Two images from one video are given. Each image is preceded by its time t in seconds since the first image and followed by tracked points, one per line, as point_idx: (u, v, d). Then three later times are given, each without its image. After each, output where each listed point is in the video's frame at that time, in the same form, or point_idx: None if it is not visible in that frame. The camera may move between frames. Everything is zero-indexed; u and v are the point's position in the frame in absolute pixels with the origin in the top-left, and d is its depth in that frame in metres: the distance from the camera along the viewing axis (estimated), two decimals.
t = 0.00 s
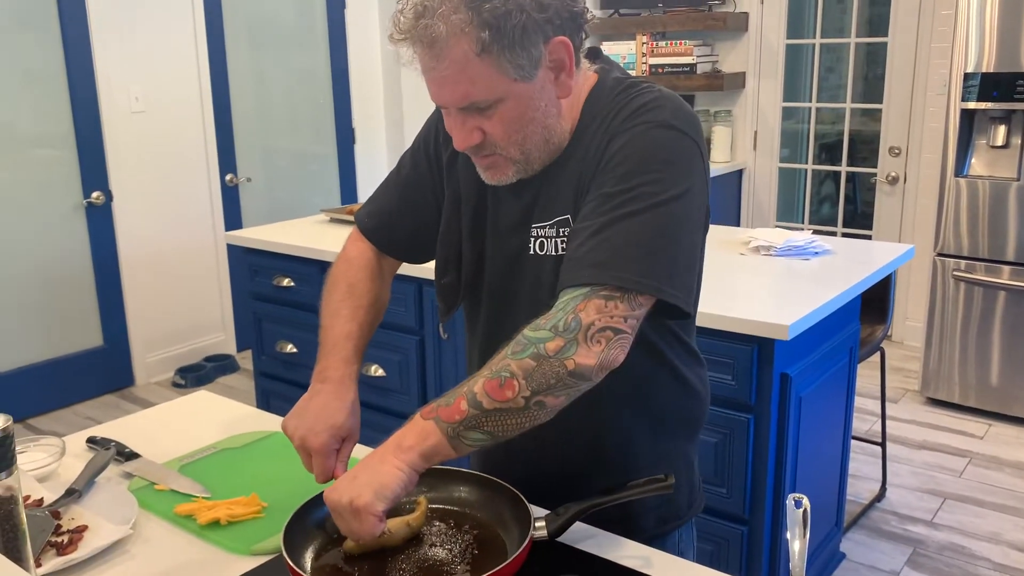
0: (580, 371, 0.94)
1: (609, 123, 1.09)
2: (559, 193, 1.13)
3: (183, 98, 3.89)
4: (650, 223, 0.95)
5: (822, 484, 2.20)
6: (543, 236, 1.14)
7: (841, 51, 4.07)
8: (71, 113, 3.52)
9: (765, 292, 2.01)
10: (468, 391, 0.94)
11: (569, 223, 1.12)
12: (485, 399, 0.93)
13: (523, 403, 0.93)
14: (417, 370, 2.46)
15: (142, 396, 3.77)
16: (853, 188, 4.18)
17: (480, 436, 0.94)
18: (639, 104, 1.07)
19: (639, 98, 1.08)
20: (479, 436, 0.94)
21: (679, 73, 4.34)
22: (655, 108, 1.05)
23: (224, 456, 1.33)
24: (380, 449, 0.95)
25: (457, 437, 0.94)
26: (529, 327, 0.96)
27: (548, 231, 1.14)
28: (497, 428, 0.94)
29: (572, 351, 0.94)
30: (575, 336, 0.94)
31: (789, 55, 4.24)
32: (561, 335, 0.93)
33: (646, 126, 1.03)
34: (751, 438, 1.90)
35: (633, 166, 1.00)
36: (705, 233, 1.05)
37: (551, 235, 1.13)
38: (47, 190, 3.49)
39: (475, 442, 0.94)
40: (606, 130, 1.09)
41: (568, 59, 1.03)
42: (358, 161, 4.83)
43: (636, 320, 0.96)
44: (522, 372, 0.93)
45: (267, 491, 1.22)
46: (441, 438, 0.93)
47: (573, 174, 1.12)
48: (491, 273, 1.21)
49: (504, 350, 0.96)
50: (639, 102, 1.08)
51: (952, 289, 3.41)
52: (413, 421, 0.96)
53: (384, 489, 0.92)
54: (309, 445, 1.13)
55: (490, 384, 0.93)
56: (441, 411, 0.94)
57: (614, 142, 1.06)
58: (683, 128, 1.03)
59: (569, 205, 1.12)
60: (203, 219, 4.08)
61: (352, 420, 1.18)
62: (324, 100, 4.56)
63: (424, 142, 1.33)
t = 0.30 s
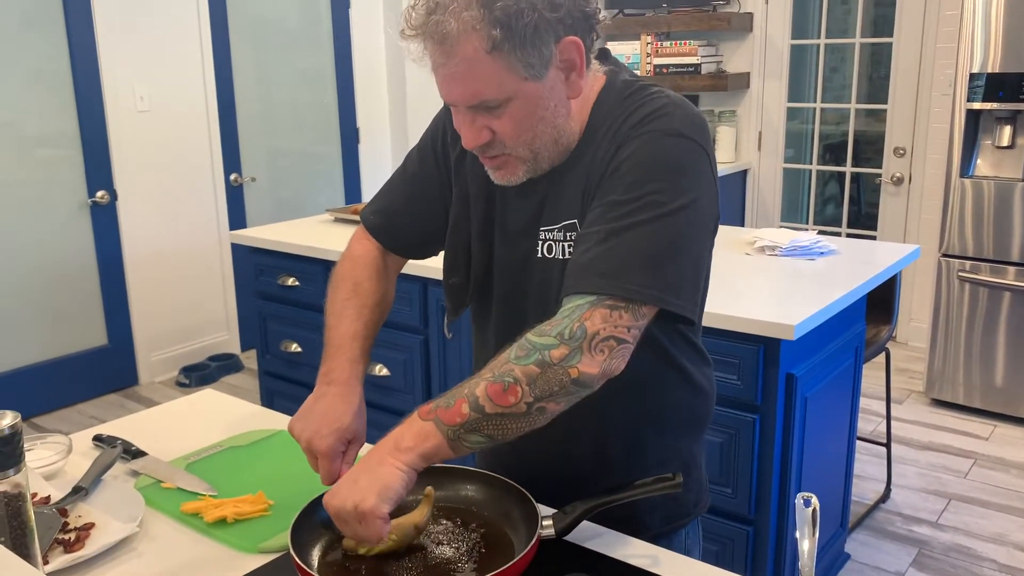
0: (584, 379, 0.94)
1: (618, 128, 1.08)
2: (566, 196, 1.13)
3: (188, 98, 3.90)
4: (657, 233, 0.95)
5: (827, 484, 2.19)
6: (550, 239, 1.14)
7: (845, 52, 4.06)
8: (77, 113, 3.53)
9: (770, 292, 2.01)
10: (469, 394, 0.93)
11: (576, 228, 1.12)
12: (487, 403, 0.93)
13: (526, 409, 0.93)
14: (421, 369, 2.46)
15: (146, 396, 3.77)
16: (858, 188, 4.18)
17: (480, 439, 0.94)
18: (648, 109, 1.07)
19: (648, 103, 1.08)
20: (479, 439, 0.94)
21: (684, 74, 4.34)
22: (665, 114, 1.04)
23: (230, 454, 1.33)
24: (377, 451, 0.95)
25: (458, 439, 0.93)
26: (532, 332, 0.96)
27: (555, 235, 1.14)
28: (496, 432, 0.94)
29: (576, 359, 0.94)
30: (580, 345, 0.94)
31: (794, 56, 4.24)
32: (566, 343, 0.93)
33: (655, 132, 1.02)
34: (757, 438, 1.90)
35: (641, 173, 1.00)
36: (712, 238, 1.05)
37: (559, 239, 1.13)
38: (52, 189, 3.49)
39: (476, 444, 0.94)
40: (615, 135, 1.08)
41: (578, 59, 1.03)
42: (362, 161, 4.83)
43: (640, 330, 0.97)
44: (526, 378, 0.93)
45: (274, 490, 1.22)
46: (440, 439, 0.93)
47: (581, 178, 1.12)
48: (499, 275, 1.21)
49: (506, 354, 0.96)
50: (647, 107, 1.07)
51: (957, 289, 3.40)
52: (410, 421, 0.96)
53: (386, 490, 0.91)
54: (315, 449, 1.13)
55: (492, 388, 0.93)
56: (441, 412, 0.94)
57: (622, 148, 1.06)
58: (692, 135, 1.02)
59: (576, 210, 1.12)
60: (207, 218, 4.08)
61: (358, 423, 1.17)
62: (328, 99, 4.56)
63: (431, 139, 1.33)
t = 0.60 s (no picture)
0: (622, 373, 0.95)
1: (634, 126, 1.08)
2: (579, 194, 1.13)
3: (191, 96, 3.90)
4: (687, 231, 0.96)
5: (828, 484, 2.19)
6: (563, 237, 1.14)
7: (849, 52, 4.05)
8: (80, 109, 3.53)
9: (772, 292, 2.00)
10: (507, 367, 0.94)
11: (593, 227, 1.11)
12: (526, 380, 0.93)
13: (562, 393, 0.94)
14: (422, 368, 2.45)
15: (148, 392, 3.77)
16: (861, 188, 4.17)
17: (509, 415, 0.95)
18: (663, 107, 1.07)
19: (662, 101, 1.08)
20: (508, 415, 0.95)
21: (687, 73, 4.32)
22: (683, 111, 1.05)
23: (230, 452, 1.32)
24: (406, 408, 0.95)
25: (487, 410, 0.94)
26: (573, 317, 0.97)
27: (569, 233, 1.13)
28: (527, 409, 0.95)
29: (619, 352, 0.94)
30: (624, 338, 0.94)
31: (798, 56, 4.23)
32: (611, 334, 0.94)
33: (676, 130, 1.03)
34: (758, 438, 1.90)
35: (666, 171, 1.00)
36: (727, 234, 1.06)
37: (572, 238, 1.13)
38: (54, 186, 3.49)
39: (504, 419, 0.95)
40: (631, 132, 1.08)
41: (582, 54, 1.02)
42: (364, 159, 4.83)
43: (676, 329, 0.97)
44: (567, 361, 0.94)
45: (273, 487, 1.22)
46: (471, 407, 0.94)
47: (596, 176, 1.11)
48: (504, 272, 1.20)
49: (549, 334, 0.96)
50: (662, 105, 1.07)
51: (959, 290, 3.40)
52: (444, 386, 0.96)
53: (407, 453, 0.92)
54: (318, 432, 1.11)
55: (532, 365, 0.94)
56: (477, 383, 0.94)
57: (641, 146, 1.06)
58: (712, 133, 1.03)
59: (593, 208, 1.11)
60: (210, 216, 4.08)
61: (360, 409, 1.16)
62: (331, 97, 4.56)
63: (434, 138, 1.33)
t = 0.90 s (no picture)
0: (645, 379, 0.96)
1: (642, 127, 1.08)
2: (588, 194, 1.12)
3: (194, 94, 3.90)
4: (703, 234, 0.96)
5: (828, 487, 2.19)
6: (571, 237, 1.13)
7: (852, 56, 4.06)
8: (82, 106, 3.53)
9: (774, 295, 2.00)
10: (533, 387, 0.95)
11: (602, 227, 1.11)
12: (551, 397, 0.95)
13: (588, 405, 0.96)
14: (423, 368, 2.45)
15: (148, 390, 3.77)
16: (863, 192, 4.17)
17: (540, 431, 0.96)
18: (671, 108, 1.07)
19: (671, 102, 1.08)
20: (539, 432, 0.96)
21: (690, 75, 4.32)
22: (691, 113, 1.05)
23: (230, 449, 1.32)
24: (439, 435, 0.95)
25: (517, 430, 0.95)
26: (591, 330, 0.98)
27: (576, 233, 1.13)
28: (556, 425, 0.96)
29: (638, 359, 0.95)
30: (642, 345, 0.95)
31: (801, 59, 4.23)
32: (629, 343, 0.95)
33: (686, 132, 1.03)
34: (758, 440, 1.89)
35: (679, 174, 1.00)
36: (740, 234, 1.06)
37: (581, 237, 1.12)
38: (57, 183, 3.49)
39: (534, 437, 0.96)
40: (640, 134, 1.08)
41: (586, 52, 1.02)
42: (367, 158, 4.83)
43: (694, 330, 0.98)
44: (590, 375, 0.95)
45: (273, 485, 1.21)
46: (502, 429, 0.94)
47: (605, 177, 1.11)
48: (511, 271, 1.20)
49: (569, 350, 0.98)
50: (671, 106, 1.07)
51: (961, 295, 3.39)
52: (472, 411, 0.97)
53: (444, 475, 0.91)
54: (311, 422, 1.14)
55: (555, 382, 0.95)
56: (505, 404, 0.95)
57: (651, 148, 1.05)
58: (722, 134, 1.03)
59: (602, 208, 1.11)
60: (212, 214, 4.08)
61: (353, 396, 1.17)
62: (334, 96, 4.56)
63: (441, 138, 1.33)
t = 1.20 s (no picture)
0: (645, 377, 0.96)
1: (644, 131, 1.09)
2: (589, 198, 1.13)
3: (195, 95, 3.90)
4: (703, 238, 0.97)
5: (825, 492, 2.19)
6: (572, 240, 1.14)
7: (852, 63, 4.07)
8: (84, 106, 3.53)
9: (773, 300, 2.01)
10: (534, 382, 0.95)
11: (602, 230, 1.11)
12: (552, 391, 0.94)
13: (588, 401, 0.95)
14: (422, 370, 2.45)
15: (146, 390, 3.78)
16: (862, 199, 4.17)
17: (538, 427, 0.95)
18: (673, 114, 1.08)
19: (672, 107, 1.09)
20: (537, 427, 0.95)
21: (690, 81, 4.33)
22: (693, 118, 1.06)
23: (229, 449, 1.32)
24: (437, 427, 0.95)
25: (516, 422, 0.94)
26: (595, 326, 0.97)
27: (577, 236, 1.13)
28: (554, 420, 0.95)
29: (640, 357, 0.95)
30: (645, 343, 0.95)
31: (801, 66, 4.24)
32: (631, 340, 0.95)
33: (687, 138, 1.03)
34: (755, 446, 1.90)
35: (681, 178, 1.01)
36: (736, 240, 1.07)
37: (582, 240, 1.13)
38: (58, 183, 3.50)
39: (532, 432, 0.95)
40: (641, 138, 1.09)
41: (586, 55, 1.02)
42: (367, 160, 4.83)
43: (693, 331, 0.98)
44: (591, 370, 0.95)
45: (271, 485, 1.22)
46: (500, 422, 0.94)
47: (606, 180, 1.12)
48: (512, 273, 1.20)
49: (571, 346, 0.97)
50: (673, 112, 1.08)
51: (959, 302, 3.40)
52: (472, 404, 0.96)
53: (434, 473, 0.91)
54: (330, 430, 1.14)
55: (557, 377, 0.94)
56: (505, 398, 0.95)
57: (652, 153, 1.06)
58: (723, 141, 1.04)
59: (602, 212, 1.11)
60: (212, 215, 4.09)
61: (373, 403, 1.17)
62: (335, 98, 4.57)
63: (443, 142, 1.33)
